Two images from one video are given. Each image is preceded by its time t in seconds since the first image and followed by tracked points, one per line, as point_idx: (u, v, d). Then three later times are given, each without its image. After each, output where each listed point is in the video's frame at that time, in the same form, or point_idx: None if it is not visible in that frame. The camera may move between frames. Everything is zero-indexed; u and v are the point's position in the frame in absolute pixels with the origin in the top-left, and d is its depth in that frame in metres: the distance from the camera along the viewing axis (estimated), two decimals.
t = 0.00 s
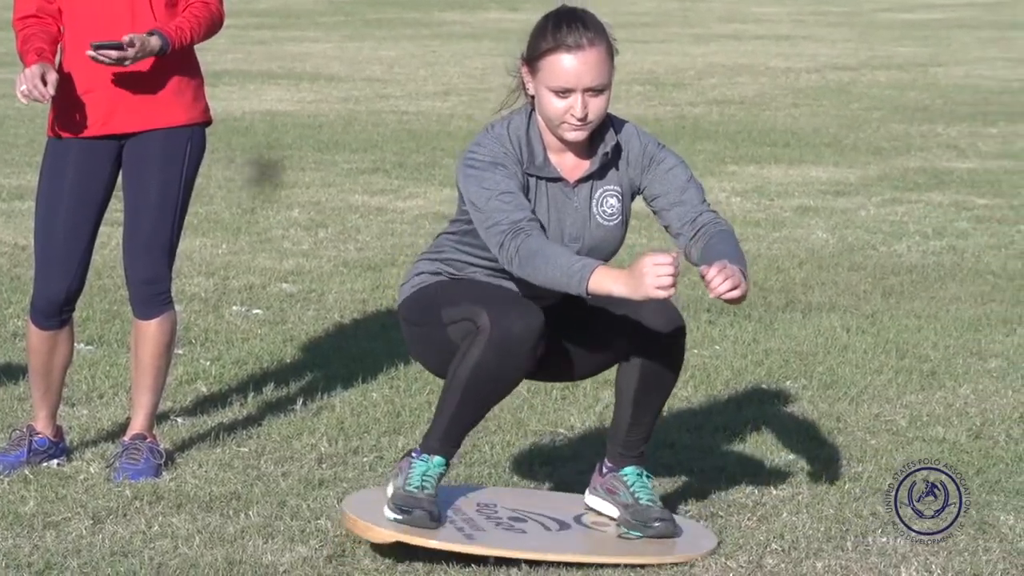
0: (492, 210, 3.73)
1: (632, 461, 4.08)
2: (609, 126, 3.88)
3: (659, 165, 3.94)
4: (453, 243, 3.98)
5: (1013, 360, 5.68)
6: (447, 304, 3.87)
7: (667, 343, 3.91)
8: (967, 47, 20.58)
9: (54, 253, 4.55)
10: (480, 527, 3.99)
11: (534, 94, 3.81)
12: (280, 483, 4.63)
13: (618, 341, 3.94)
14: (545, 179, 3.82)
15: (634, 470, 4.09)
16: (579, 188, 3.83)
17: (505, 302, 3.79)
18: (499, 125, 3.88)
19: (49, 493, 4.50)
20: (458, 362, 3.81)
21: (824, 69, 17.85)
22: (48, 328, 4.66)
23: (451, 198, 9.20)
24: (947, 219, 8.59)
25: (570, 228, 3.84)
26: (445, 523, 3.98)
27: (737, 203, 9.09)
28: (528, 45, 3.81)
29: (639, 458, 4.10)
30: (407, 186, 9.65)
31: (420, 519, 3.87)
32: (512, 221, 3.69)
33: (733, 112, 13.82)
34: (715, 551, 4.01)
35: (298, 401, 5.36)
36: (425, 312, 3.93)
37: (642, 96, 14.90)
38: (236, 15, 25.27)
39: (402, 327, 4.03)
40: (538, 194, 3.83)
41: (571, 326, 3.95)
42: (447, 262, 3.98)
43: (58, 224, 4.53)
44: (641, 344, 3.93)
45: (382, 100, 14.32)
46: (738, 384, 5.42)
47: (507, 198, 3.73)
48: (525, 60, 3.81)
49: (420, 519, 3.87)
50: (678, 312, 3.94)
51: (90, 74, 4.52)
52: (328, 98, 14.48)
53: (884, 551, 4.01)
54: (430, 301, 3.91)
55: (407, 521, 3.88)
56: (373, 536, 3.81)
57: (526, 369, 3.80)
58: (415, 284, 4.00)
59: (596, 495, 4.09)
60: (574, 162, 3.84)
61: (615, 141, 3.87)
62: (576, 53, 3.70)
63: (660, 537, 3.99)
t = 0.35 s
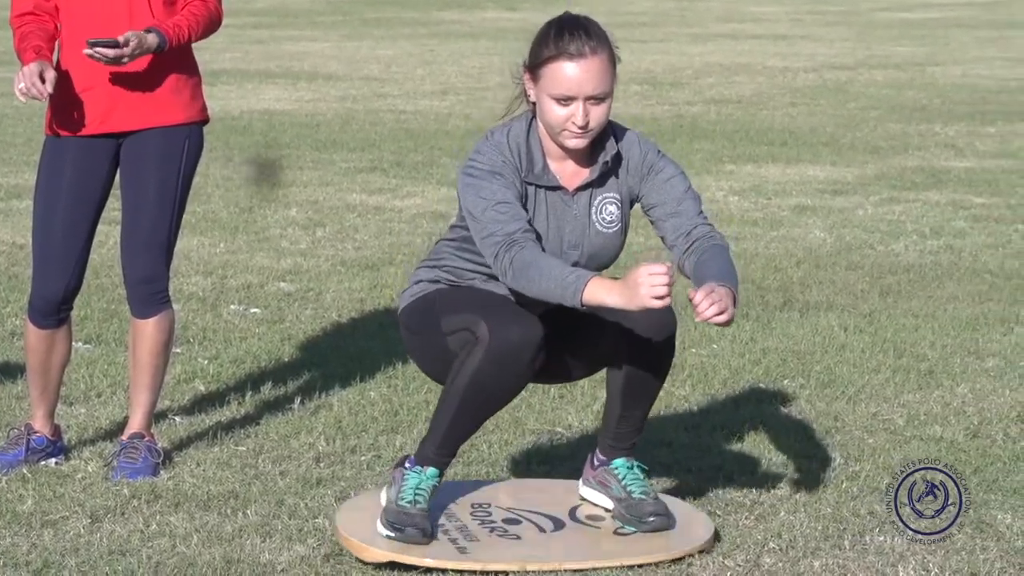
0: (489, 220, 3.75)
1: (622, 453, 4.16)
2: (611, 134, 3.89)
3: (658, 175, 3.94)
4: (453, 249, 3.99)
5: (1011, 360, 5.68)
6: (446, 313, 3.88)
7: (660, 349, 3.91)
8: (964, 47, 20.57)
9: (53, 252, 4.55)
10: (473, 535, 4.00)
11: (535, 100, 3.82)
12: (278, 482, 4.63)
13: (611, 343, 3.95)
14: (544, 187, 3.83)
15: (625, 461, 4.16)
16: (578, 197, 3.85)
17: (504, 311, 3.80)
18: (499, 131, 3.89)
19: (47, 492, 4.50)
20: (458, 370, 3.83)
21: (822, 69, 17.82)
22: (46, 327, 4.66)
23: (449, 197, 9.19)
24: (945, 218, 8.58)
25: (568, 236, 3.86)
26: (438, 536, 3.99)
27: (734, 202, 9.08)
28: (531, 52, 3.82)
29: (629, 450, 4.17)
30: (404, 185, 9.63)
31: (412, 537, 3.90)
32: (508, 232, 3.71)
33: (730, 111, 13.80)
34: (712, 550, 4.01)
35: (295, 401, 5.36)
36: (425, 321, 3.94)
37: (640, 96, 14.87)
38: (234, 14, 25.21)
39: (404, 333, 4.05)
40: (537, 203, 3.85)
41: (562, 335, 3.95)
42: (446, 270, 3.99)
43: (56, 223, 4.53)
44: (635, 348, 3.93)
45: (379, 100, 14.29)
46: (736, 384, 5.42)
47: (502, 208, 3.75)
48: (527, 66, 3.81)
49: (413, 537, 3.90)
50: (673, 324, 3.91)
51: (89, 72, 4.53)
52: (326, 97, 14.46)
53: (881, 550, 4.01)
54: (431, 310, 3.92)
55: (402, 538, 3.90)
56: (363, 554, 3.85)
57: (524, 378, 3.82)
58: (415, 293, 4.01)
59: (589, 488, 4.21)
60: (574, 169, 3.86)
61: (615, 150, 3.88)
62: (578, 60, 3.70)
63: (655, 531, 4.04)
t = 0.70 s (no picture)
0: (487, 222, 3.75)
1: (626, 451, 4.18)
2: (608, 136, 3.90)
3: (656, 174, 3.96)
4: (451, 251, 4.00)
5: (1011, 359, 5.68)
6: (451, 314, 3.88)
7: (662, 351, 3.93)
8: (964, 46, 20.56)
9: (53, 250, 4.55)
10: (475, 539, 4.00)
11: (533, 102, 3.83)
12: (278, 481, 4.63)
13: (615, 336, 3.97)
14: (541, 189, 3.83)
15: (629, 460, 4.18)
16: (576, 197, 3.85)
17: (509, 312, 3.81)
18: (496, 133, 3.90)
19: (48, 492, 4.50)
20: (463, 369, 3.83)
21: (821, 68, 17.83)
22: (46, 326, 4.67)
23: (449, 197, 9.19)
24: (945, 218, 8.58)
25: (566, 236, 3.85)
26: (440, 538, 4.00)
27: (734, 202, 9.08)
28: (528, 53, 3.82)
29: (633, 448, 4.18)
30: (405, 185, 9.64)
31: (413, 541, 3.90)
32: (506, 234, 3.71)
33: (730, 111, 13.80)
34: (713, 550, 4.01)
35: (296, 400, 5.36)
36: (427, 323, 3.95)
37: (639, 96, 14.87)
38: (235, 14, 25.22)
39: (405, 336, 4.05)
40: (535, 204, 3.85)
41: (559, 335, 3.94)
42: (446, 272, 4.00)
43: (56, 224, 4.53)
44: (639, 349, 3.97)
45: (379, 100, 14.29)
46: (737, 384, 5.42)
47: (500, 210, 3.75)
48: (525, 68, 3.82)
49: (413, 541, 3.90)
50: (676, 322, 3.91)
51: (90, 73, 4.53)
52: (326, 97, 14.47)
53: (882, 549, 4.01)
54: (435, 311, 3.93)
55: (402, 542, 3.91)
56: (366, 559, 3.85)
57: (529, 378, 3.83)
58: (416, 295, 4.02)
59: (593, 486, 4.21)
60: (571, 171, 3.87)
61: (613, 151, 3.89)
62: (575, 62, 3.70)
63: (657, 535, 4.04)
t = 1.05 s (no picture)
0: (488, 228, 3.75)
1: (618, 453, 4.15)
2: (609, 144, 3.90)
3: (656, 181, 3.96)
4: (451, 262, 4.01)
5: (1013, 360, 5.69)
6: (450, 326, 3.88)
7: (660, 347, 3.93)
8: (964, 47, 20.58)
9: (54, 251, 4.55)
10: (472, 537, 4.00)
11: (533, 110, 3.84)
12: (279, 483, 4.63)
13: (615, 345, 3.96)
14: (542, 197, 3.84)
15: (621, 460, 4.16)
16: (576, 205, 3.86)
17: (510, 326, 3.81)
18: (496, 141, 3.91)
19: (49, 493, 4.50)
20: (461, 383, 3.82)
21: (822, 70, 17.86)
22: (47, 327, 4.67)
23: (450, 198, 9.20)
24: (945, 218, 8.59)
25: (566, 244, 3.87)
26: (434, 536, 4.00)
27: (735, 203, 9.09)
28: (527, 61, 3.82)
29: (626, 449, 4.16)
30: (406, 186, 9.65)
31: (409, 538, 3.90)
32: (508, 239, 3.71)
33: (731, 112, 13.82)
34: (713, 551, 4.01)
35: (297, 401, 5.36)
36: (425, 334, 3.95)
37: (640, 97, 14.89)
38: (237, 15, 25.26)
39: (404, 348, 4.05)
40: (536, 212, 3.86)
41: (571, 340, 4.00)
42: (447, 284, 4.01)
43: (56, 225, 4.53)
44: (638, 351, 3.95)
45: (381, 101, 14.31)
46: (738, 385, 5.42)
47: (502, 216, 3.76)
48: (524, 76, 3.82)
49: (409, 538, 3.90)
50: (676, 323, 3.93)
51: (91, 73, 4.53)
52: (328, 98, 14.48)
53: (883, 551, 4.02)
54: (434, 324, 3.93)
55: (397, 539, 3.90)
56: (360, 557, 3.86)
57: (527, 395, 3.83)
58: (415, 307, 4.03)
59: (584, 488, 4.19)
60: (571, 179, 3.87)
61: (614, 159, 3.89)
62: (575, 69, 3.70)
63: (652, 527, 4.05)
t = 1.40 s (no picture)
0: (490, 227, 3.75)
1: (631, 457, 4.12)
2: (611, 142, 3.90)
3: (656, 180, 3.96)
4: (453, 258, 4.01)
5: (1014, 360, 5.68)
6: (452, 316, 3.89)
7: (665, 352, 3.91)
8: (966, 47, 20.57)
9: (56, 248, 4.55)
10: (479, 532, 4.01)
11: (536, 108, 3.84)
12: (281, 482, 4.63)
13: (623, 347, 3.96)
14: (544, 195, 3.85)
15: (634, 464, 4.15)
16: (578, 203, 3.86)
17: (511, 314, 3.81)
18: (498, 140, 3.91)
19: (50, 492, 4.51)
20: (462, 370, 3.83)
21: (823, 69, 17.85)
22: (48, 326, 4.67)
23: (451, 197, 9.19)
24: (947, 218, 8.59)
25: (568, 243, 3.87)
26: (443, 529, 4.01)
27: (737, 202, 9.08)
28: (529, 60, 3.83)
29: (637, 453, 4.15)
30: (407, 185, 9.64)
31: (417, 528, 3.90)
32: (510, 238, 3.71)
33: (733, 111, 13.81)
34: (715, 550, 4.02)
35: (298, 401, 5.36)
36: (429, 328, 3.95)
37: (642, 96, 14.89)
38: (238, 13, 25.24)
39: (407, 344, 4.06)
40: (538, 211, 3.86)
41: (576, 340, 4.00)
42: (448, 278, 4.02)
43: (58, 224, 4.53)
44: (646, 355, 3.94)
45: (382, 100, 14.30)
46: (739, 384, 5.42)
47: (504, 215, 3.76)
48: (527, 75, 3.82)
49: (417, 528, 3.90)
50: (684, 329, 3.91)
51: (92, 72, 4.53)
52: (329, 97, 14.48)
53: (884, 550, 4.02)
54: (437, 315, 3.94)
55: (405, 529, 3.90)
56: (368, 545, 3.85)
57: (530, 380, 3.83)
58: (418, 303, 4.03)
59: (595, 489, 4.18)
60: (573, 177, 3.87)
61: (616, 158, 3.89)
62: (577, 67, 3.70)
63: (659, 534, 4.04)
